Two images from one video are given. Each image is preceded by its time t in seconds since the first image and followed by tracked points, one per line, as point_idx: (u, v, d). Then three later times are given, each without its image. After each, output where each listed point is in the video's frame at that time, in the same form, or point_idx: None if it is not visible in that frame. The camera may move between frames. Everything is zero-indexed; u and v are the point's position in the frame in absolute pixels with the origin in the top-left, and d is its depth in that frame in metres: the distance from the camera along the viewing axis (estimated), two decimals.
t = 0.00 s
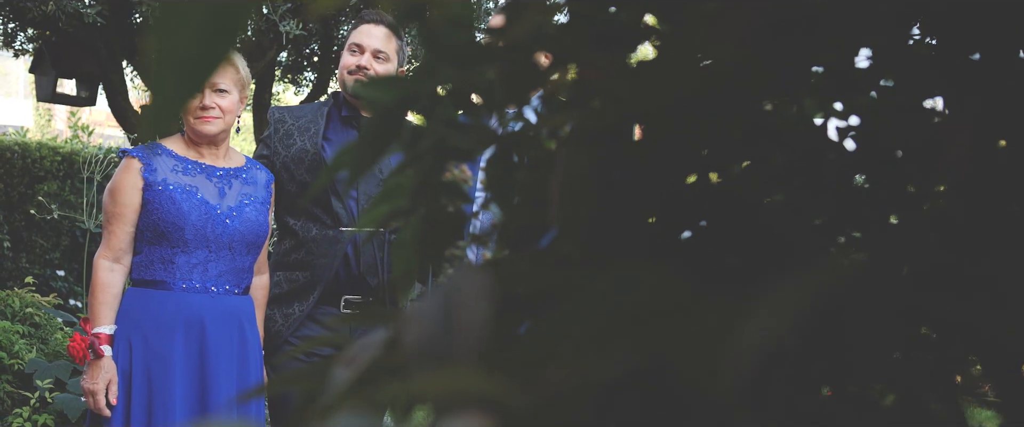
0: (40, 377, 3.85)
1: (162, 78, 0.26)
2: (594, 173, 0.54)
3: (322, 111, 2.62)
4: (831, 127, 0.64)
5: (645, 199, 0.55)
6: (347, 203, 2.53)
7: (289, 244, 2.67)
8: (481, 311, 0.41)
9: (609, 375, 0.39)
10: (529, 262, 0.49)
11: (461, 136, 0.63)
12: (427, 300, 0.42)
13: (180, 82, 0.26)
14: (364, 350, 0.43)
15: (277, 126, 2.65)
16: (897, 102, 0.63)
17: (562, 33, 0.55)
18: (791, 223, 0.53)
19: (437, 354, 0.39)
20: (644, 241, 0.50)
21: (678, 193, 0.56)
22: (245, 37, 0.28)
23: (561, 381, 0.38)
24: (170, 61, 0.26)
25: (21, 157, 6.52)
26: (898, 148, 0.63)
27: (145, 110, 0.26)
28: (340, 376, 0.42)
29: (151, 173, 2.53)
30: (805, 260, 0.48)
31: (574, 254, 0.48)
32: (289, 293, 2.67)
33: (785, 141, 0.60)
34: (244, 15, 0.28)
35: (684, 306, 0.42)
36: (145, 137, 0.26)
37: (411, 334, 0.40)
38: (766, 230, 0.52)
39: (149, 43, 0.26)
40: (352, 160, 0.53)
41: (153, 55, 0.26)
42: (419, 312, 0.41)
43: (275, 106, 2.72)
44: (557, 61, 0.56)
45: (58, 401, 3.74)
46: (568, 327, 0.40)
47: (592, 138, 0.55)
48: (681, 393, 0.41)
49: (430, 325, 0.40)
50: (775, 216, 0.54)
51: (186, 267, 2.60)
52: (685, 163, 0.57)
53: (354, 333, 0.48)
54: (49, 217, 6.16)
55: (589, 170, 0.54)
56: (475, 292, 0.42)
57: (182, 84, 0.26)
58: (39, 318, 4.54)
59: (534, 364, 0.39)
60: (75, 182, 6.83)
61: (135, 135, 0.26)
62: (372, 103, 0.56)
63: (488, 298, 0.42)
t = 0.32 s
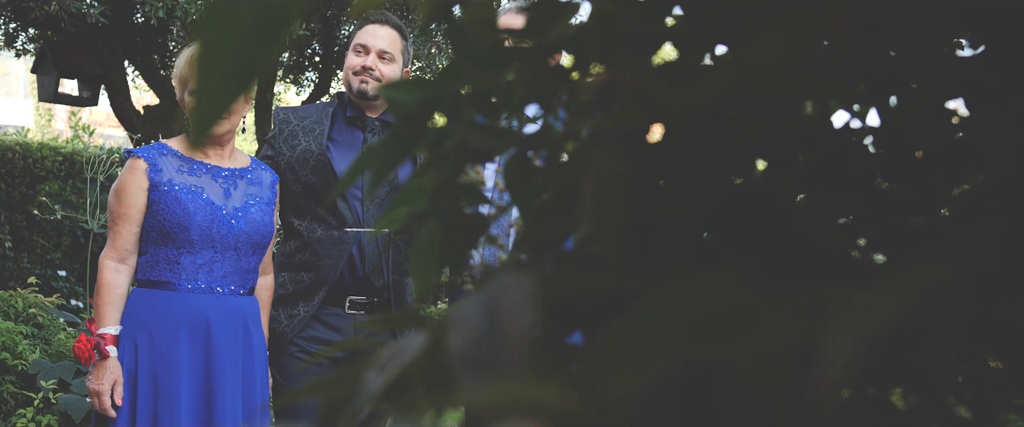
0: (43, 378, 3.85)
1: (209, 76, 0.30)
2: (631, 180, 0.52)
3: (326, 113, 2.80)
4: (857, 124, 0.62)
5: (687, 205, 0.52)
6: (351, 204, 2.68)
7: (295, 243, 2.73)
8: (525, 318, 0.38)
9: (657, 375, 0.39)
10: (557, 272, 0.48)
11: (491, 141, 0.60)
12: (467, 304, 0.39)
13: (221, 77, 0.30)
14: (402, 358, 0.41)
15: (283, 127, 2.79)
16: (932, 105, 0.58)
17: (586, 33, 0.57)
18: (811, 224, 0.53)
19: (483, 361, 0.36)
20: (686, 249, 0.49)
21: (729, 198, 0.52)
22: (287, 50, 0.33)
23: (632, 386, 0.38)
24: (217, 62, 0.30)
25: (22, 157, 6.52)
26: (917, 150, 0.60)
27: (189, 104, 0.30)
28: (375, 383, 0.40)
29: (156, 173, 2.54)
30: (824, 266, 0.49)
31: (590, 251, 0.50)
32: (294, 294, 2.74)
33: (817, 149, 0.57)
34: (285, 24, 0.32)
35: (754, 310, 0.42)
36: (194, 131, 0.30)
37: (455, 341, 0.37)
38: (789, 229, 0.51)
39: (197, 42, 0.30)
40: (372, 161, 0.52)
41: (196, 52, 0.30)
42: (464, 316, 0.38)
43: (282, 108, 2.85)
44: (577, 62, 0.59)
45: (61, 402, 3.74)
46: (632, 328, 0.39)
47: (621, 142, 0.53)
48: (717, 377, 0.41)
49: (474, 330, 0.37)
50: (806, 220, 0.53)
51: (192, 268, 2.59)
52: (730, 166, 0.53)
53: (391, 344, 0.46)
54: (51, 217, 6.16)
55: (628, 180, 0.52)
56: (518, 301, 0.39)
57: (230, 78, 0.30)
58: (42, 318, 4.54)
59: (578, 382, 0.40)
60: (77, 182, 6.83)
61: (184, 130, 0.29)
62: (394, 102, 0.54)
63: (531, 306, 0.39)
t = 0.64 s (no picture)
0: (47, 379, 3.85)
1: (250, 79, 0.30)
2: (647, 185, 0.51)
3: (332, 113, 2.83)
4: (881, 125, 0.60)
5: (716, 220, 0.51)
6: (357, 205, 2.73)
7: (300, 244, 2.78)
8: (572, 318, 0.37)
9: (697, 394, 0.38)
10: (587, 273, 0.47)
11: (504, 138, 0.60)
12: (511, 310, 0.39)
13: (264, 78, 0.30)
14: (437, 362, 0.41)
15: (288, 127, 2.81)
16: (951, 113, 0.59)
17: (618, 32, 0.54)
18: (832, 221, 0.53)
19: (531, 363, 0.35)
20: (717, 263, 0.48)
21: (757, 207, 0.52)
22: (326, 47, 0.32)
23: (690, 393, 0.38)
24: (258, 66, 0.30)
25: (24, 157, 6.52)
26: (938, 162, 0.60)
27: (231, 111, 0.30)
28: (410, 386, 0.40)
29: (162, 173, 2.54)
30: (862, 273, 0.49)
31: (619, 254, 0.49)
32: (299, 294, 2.78)
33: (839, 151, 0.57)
34: (328, 19, 0.32)
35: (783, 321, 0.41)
36: (237, 133, 0.30)
37: (500, 346, 0.37)
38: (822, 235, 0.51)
39: (240, 47, 0.30)
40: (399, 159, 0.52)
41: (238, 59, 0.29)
42: (510, 320, 0.37)
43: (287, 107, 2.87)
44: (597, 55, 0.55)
45: (65, 402, 3.74)
46: (680, 353, 0.40)
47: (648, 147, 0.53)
48: (752, 397, 0.41)
49: (519, 333, 0.36)
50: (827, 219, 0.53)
51: (197, 268, 2.59)
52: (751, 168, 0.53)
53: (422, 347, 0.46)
54: (54, 217, 6.15)
55: (642, 182, 0.51)
56: (560, 302, 0.38)
57: (273, 80, 0.30)
58: (45, 318, 4.53)
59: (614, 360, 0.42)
60: (78, 182, 6.83)
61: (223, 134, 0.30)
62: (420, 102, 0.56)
63: (576, 305, 0.38)
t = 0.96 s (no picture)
0: (51, 379, 3.85)
1: (297, 76, 0.32)
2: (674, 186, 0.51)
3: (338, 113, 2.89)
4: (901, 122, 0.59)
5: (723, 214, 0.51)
6: (363, 204, 2.80)
7: (305, 244, 2.82)
8: (615, 323, 0.36)
9: (766, 399, 0.37)
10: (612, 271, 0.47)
11: (529, 141, 0.59)
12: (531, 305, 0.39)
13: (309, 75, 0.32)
14: (470, 365, 0.40)
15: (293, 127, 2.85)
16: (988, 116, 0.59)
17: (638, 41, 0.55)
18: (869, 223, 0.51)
19: (576, 372, 0.35)
20: (764, 280, 0.48)
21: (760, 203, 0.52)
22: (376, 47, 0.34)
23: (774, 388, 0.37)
24: (308, 68, 0.32)
25: (25, 157, 6.50)
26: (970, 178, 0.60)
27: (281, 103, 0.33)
28: (442, 389, 0.39)
29: (167, 173, 2.53)
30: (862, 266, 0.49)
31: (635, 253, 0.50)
32: (304, 294, 2.79)
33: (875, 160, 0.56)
34: (374, 21, 0.33)
35: (847, 334, 0.39)
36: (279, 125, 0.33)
37: (544, 348, 0.35)
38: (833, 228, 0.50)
39: (290, 54, 0.32)
40: (419, 161, 0.54)
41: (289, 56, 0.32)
42: (550, 324, 0.36)
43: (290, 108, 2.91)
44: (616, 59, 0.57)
45: (69, 403, 3.73)
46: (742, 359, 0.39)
47: (690, 149, 0.53)
48: (800, 408, 0.40)
49: (561, 337, 0.35)
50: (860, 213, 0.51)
51: (202, 269, 2.58)
52: (777, 170, 0.54)
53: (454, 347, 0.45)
54: (57, 217, 6.14)
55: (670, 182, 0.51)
56: (602, 303, 0.37)
57: (320, 80, 0.33)
58: (49, 319, 4.52)
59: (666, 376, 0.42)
60: (80, 183, 6.82)
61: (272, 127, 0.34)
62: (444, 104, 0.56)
63: (615, 308, 0.37)
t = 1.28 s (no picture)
0: (54, 380, 3.85)
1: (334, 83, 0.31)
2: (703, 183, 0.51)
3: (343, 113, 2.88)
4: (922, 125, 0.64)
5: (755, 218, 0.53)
6: (368, 205, 2.83)
7: (310, 244, 2.82)
8: (662, 326, 0.36)
9: (840, 410, 0.38)
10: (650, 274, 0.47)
11: (549, 141, 0.58)
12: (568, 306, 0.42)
13: (343, 82, 0.31)
14: (505, 368, 0.39)
15: (298, 127, 2.86)
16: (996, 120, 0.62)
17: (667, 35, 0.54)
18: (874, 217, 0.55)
19: (626, 376, 0.35)
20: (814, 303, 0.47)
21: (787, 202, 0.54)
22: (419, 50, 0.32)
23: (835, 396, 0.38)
24: (356, 70, 0.30)
25: (27, 157, 6.50)
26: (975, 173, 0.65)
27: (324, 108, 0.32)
28: (475, 396, 0.38)
29: (172, 174, 2.53)
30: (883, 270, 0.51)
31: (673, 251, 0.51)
32: (309, 295, 2.79)
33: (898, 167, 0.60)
34: (420, 25, 0.31)
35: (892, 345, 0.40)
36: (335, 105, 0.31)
37: (589, 352, 0.36)
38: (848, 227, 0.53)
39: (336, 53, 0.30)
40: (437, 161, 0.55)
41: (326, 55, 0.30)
42: (597, 326, 0.36)
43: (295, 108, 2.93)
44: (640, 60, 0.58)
45: (73, 403, 3.73)
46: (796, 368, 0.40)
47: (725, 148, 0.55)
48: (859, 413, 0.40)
49: (608, 340, 0.36)
50: (881, 215, 0.55)
51: (208, 269, 2.57)
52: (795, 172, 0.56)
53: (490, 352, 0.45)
54: (60, 217, 6.15)
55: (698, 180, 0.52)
56: (647, 309, 0.37)
57: (367, 84, 0.31)
58: (52, 319, 4.52)
59: (718, 379, 0.42)
60: (82, 183, 6.82)
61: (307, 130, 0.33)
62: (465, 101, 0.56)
63: (664, 311, 0.37)
